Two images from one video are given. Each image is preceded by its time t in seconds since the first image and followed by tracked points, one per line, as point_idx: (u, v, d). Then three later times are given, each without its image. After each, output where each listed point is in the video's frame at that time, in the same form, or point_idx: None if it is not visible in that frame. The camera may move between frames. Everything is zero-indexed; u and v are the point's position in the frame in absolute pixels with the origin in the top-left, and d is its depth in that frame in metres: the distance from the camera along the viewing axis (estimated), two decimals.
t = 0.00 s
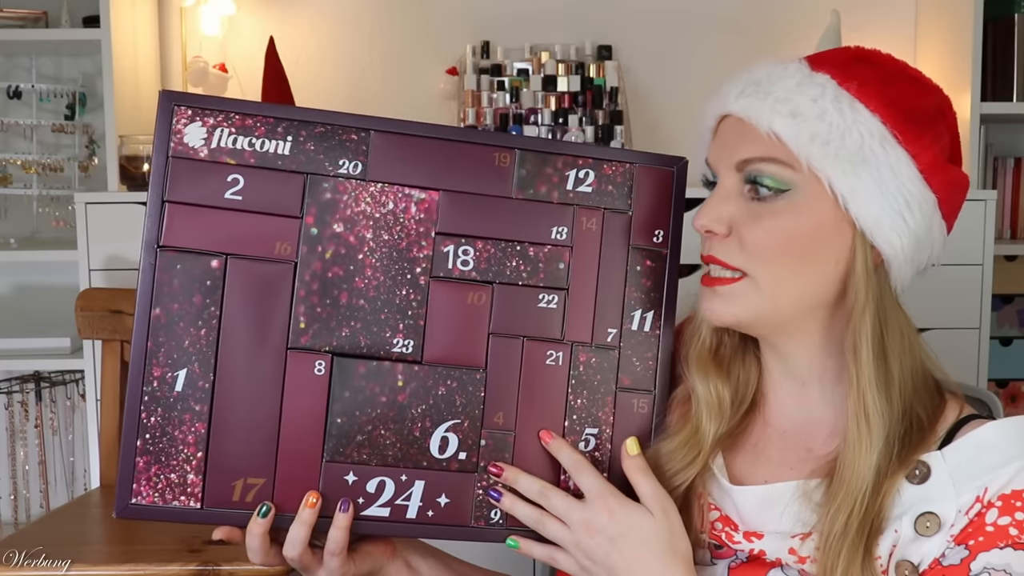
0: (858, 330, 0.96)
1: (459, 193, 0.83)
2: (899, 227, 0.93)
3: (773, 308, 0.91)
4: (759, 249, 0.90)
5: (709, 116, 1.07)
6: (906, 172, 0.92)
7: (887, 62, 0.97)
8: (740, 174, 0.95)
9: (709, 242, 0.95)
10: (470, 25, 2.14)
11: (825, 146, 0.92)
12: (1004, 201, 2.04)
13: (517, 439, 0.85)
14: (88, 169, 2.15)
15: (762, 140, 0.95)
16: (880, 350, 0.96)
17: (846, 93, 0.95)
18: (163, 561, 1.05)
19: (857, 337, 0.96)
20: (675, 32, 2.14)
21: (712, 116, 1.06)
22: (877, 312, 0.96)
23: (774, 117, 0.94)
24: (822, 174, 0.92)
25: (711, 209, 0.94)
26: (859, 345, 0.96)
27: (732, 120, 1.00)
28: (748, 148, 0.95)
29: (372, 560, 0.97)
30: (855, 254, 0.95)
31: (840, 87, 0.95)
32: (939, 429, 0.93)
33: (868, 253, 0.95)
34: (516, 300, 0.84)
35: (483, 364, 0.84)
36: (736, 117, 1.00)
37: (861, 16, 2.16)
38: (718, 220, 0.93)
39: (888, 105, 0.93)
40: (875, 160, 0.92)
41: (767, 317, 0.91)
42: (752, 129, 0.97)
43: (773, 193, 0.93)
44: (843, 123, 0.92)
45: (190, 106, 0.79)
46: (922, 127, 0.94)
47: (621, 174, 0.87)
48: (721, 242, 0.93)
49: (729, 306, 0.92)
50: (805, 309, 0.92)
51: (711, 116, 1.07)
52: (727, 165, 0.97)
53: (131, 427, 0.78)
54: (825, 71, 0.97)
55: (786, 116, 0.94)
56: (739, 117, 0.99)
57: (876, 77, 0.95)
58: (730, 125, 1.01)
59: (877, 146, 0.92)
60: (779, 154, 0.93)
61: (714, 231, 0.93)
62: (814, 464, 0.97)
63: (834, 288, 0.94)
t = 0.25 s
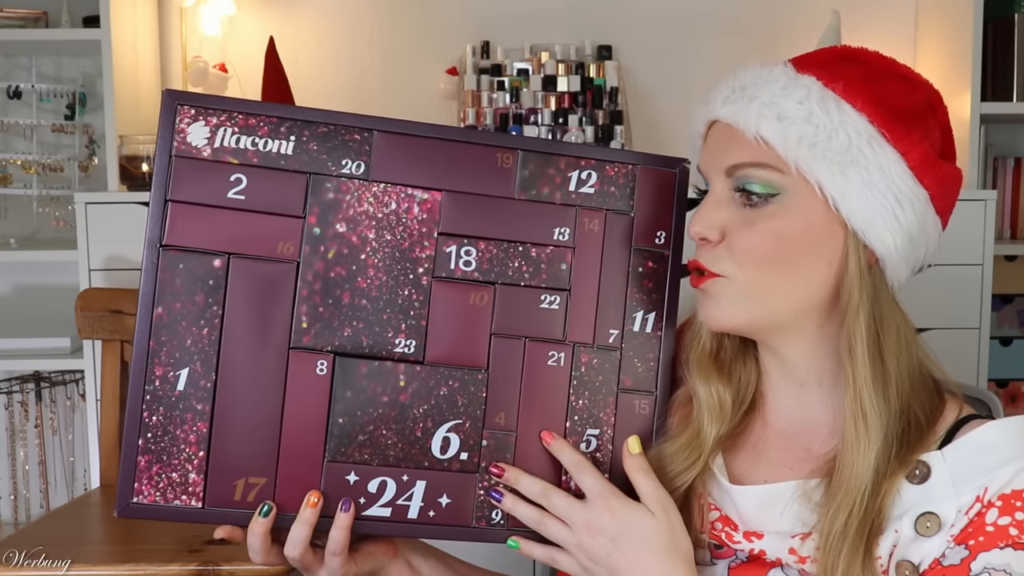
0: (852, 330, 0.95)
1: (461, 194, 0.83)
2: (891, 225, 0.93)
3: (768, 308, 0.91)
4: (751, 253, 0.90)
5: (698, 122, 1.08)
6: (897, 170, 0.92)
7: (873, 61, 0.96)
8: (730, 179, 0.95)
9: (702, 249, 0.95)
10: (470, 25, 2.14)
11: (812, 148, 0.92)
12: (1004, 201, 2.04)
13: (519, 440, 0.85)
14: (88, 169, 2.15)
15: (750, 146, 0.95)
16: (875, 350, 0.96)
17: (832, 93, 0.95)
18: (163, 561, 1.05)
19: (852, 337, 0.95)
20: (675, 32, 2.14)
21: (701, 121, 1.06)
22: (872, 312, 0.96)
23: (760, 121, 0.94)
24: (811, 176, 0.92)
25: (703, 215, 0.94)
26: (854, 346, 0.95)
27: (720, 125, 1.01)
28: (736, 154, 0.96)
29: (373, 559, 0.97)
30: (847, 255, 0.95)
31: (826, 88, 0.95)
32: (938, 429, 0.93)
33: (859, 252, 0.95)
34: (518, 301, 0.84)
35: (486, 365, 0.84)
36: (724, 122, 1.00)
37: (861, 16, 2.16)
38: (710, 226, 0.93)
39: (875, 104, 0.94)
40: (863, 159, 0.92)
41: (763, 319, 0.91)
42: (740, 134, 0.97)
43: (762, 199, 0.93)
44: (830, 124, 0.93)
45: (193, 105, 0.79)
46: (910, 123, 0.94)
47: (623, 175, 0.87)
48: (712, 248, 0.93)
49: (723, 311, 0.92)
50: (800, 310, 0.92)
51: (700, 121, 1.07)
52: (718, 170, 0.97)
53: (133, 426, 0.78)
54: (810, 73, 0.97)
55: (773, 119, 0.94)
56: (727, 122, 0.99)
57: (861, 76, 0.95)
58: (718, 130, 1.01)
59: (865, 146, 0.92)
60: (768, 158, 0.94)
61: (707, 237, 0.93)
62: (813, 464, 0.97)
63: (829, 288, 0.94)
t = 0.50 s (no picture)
0: (850, 330, 0.95)
1: (462, 194, 0.83)
2: (888, 226, 0.93)
3: (768, 308, 0.91)
4: (751, 255, 0.90)
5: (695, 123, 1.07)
6: (893, 170, 0.92)
7: (869, 61, 0.96)
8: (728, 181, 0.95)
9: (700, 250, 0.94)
10: (470, 25, 2.14)
11: (808, 149, 0.92)
12: (1004, 202, 2.04)
13: (520, 440, 0.85)
14: (88, 169, 2.15)
15: (745, 147, 0.95)
16: (874, 350, 0.96)
17: (828, 93, 0.95)
18: (163, 561, 1.05)
19: (849, 337, 0.95)
20: (675, 31, 2.14)
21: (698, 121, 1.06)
22: (870, 312, 0.96)
23: (756, 122, 0.94)
24: (807, 176, 0.92)
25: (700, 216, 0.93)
26: (851, 346, 0.95)
27: (716, 126, 1.01)
28: (732, 156, 0.96)
29: (373, 559, 0.97)
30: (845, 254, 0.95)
31: (822, 88, 0.95)
32: (937, 429, 0.92)
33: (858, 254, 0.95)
34: (518, 301, 0.84)
35: (486, 365, 0.84)
36: (720, 123, 1.00)
37: (861, 16, 2.16)
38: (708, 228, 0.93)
39: (871, 104, 0.94)
40: (860, 159, 0.92)
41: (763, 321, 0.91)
42: (735, 135, 0.97)
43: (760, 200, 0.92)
44: (825, 125, 0.92)
45: (195, 104, 0.79)
46: (906, 122, 0.94)
47: (624, 175, 0.87)
48: (710, 250, 0.93)
49: (726, 314, 0.92)
50: (799, 311, 0.92)
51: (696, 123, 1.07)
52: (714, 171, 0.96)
53: (133, 423, 0.78)
54: (806, 73, 0.97)
55: (768, 120, 0.94)
56: (722, 123, 0.99)
57: (857, 76, 0.95)
58: (714, 131, 1.01)
59: (861, 146, 0.92)
60: (763, 160, 0.93)
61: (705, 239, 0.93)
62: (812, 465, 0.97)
63: (827, 288, 0.94)
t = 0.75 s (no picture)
0: (849, 331, 0.95)
1: (462, 194, 0.83)
2: (887, 228, 0.93)
3: (764, 310, 0.91)
4: (745, 254, 0.90)
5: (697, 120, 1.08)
6: (894, 173, 0.93)
7: (876, 61, 0.97)
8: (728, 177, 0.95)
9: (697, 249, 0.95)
10: (470, 25, 2.14)
11: (810, 150, 0.93)
12: (1004, 202, 2.04)
13: (519, 439, 0.85)
14: (88, 169, 2.15)
15: (747, 144, 0.95)
16: (870, 352, 0.96)
17: (832, 93, 0.96)
18: (163, 560, 1.05)
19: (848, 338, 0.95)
20: (675, 32, 2.14)
21: (699, 118, 1.07)
22: (867, 314, 0.96)
23: (759, 121, 0.95)
24: (808, 176, 0.92)
25: (700, 213, 0.94)
26: (850, 347, 0.96)
27: (718, 123, 1.01)
28: (735, 152, 0.96)
29: (373, 558, 0.97)
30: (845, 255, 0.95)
31: (826, 88, 0.96)
32: (937, 429, 0.93)
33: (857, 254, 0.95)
34: (517, 300, 0.84)
35: (486, 364, 0.84)
36: (722, 121, 1.01)
37: (861, 16, 2.16)
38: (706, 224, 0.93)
39: (874, 106, 0.94)
40: (860, 161, 0.93)
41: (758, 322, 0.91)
42: (738, 133, 0.97)
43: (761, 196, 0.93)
44: (827, 126, 0.93)
45: (196, 104, 0.79)
46: (909, 125, 0.94)
47: (623, 175, 0.87)
48: (707, 247, 0.93)
49: (720, 308, 0.92)
50: (796, 313, 0.92)
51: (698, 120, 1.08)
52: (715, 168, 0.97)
53: (134, 422, 0.78)
54: (811, 73, 0.98)
55: (771, 119, 0.94)
56: (725, 120, 1.00)
57: (862, 77, 0.96)
58: (716, 128, 1.01)
59: (863, 148, 0.93)
60: (766, 157, 0.94)
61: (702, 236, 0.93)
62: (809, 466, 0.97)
63: (825, 289, 0.94)
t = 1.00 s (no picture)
0: (854, 330, 0.95)
1: (459, 196, 0.83)
2: (894, 228, 0.93)
3: (774, 309, 0.91)
4: (756, 249, 0.90)
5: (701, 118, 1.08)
6: (901, 173, 0.92)
7: (881, 61, 0.96)
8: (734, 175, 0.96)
9: (705, 246, 0.95)
10: (470, 25, 2.14)
11: (818, 149, 0.92)
12: (1004, 202, 2.04)
13: (517, 441, 0.85)
14: (88, 169, 2.15)
15: (756, 143, 0.95)
16: (875, 352, 0.96)
17: (840, 93, 0.95)
18: (162, 561, 1.05)
19: (853, 338, 0.96)
20: (675, 31, 2.14)
21: (705, 116, 1.07)
22: (873, 314, 0.97)
23: (767, 120, 0.94)
24: (816, 175, 0.92)
25: (708, 212, 0.94)
26: (854, 347, 0.96)
27: (726, 121, 1.01)
28: (741, 150, 0.96)
29: (372, 559, 0.97)
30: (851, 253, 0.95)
31: (834, 87, 0.95)
32: (936, 431, 0.93)
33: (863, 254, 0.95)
34: (515, 302, 0.84)
35: (484, 366, 0.84)
36: (729, 119, 1.00)
37: (861, 16, 2.16)
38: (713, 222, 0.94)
39: (882, 105, 0.93)
40: (868, 160, 0.92)
41: (765, 317, 0.91)
42: (746, 132, 0.97)
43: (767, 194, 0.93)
44: (835, 125, 0.92)
45: (193, 108, 0.79)
46: (916, 125, 0.93)
47: (621, 177, 0.87)
48: (715, 245, 0.94)
49: (727, 310, 0.92)
50: (805, 311, 0.92)
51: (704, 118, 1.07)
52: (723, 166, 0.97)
53: (133, 426, 0.78)
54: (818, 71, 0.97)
55: (779, 118, 0.94)
56: (732, 119, 1.00)
57: (869, 76, 0.95)
58: (724, 127, 1.01)
59: (871, 147, 0.92)
60: (774, 157, 0.93)
61: (710, 234, 0.94)
62: (808, 467, 0.97)
63: (832, 287, 0.94)
